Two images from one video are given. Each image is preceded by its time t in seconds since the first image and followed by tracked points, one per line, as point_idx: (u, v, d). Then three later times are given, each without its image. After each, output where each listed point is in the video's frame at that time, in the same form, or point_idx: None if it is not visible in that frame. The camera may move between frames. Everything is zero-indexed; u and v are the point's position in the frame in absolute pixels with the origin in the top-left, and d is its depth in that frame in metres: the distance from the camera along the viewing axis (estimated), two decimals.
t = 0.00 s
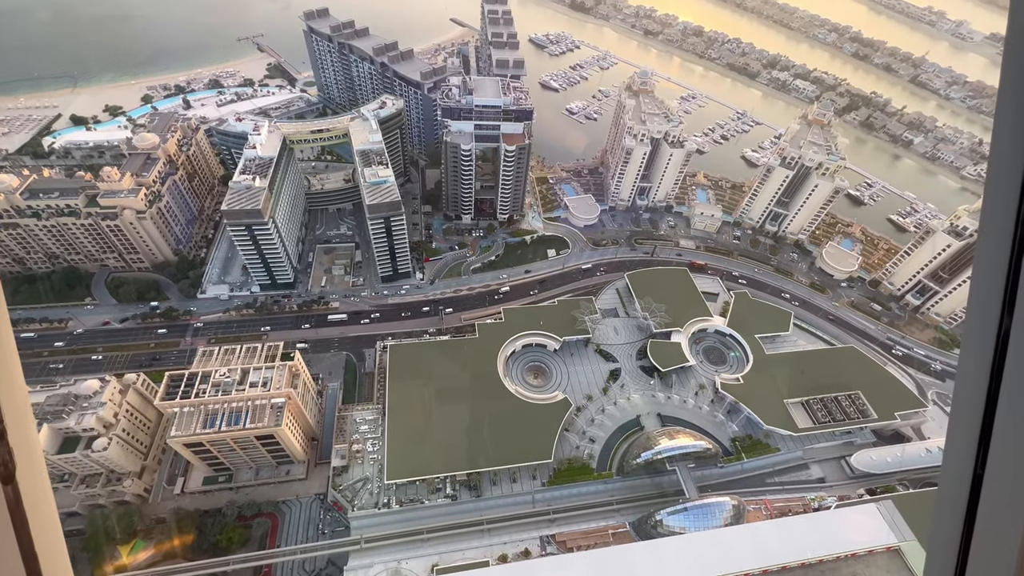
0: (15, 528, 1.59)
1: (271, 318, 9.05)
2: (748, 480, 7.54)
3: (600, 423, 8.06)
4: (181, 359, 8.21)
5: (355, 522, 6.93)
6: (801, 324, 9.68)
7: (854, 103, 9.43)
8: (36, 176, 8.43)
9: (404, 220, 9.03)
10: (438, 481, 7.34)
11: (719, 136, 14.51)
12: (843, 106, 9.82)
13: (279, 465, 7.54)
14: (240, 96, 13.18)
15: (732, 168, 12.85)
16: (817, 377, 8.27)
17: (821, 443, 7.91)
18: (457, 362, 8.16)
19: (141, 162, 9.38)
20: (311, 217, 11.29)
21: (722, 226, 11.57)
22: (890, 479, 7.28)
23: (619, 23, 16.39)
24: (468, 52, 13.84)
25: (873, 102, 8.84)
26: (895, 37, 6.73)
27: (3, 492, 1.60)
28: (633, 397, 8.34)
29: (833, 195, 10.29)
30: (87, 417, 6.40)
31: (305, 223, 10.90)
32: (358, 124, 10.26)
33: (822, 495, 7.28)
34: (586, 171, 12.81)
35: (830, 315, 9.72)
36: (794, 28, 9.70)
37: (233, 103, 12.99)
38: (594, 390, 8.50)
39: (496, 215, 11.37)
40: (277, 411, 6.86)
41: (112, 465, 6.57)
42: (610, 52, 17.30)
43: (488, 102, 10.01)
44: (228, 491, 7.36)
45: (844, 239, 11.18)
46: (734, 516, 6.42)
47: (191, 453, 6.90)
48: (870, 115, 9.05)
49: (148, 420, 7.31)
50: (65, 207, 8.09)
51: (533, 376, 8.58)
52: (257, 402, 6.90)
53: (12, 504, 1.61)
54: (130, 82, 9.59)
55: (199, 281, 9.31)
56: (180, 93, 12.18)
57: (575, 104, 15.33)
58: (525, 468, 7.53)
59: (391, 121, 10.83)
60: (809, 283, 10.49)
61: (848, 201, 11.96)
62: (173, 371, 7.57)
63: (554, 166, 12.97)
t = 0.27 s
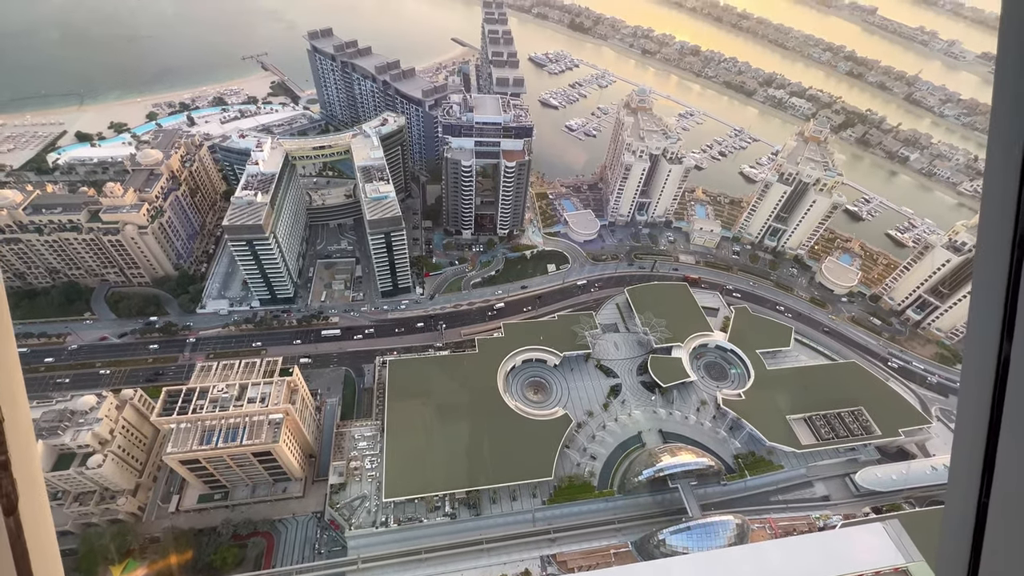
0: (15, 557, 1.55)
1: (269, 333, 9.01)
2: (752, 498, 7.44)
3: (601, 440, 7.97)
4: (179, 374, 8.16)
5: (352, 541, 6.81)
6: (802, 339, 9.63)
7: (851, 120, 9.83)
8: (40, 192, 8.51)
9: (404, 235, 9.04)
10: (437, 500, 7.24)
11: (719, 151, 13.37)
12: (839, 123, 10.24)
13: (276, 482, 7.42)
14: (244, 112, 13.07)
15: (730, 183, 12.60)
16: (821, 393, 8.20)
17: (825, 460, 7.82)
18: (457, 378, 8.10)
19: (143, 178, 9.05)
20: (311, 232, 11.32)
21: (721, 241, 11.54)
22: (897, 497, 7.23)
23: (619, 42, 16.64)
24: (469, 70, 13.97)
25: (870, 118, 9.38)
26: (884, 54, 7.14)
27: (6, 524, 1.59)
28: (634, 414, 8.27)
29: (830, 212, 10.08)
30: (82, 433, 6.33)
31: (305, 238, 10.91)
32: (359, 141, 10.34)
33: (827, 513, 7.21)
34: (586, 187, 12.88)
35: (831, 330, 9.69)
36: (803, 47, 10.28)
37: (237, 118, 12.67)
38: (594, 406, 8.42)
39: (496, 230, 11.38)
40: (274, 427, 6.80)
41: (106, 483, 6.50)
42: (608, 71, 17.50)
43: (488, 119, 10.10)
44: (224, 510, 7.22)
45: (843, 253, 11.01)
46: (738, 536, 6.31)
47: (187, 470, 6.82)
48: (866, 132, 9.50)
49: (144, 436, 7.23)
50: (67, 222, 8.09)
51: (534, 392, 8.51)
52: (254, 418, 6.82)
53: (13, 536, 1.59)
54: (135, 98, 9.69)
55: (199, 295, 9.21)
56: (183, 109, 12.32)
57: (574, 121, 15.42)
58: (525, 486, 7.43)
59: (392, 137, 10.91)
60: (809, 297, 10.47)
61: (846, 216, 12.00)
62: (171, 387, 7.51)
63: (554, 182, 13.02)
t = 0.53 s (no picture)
0: None
1: (268, 351, 8.97)
2: (757, 520, 7.32)
3: (603, 460, 7.86)
4: (177, 393, 8.11)
5: (350, 565, 6.69)
6: (804, 357, 9.57)
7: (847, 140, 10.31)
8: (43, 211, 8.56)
9: (404, 253, 9.04)
10: (436, 522, 7.13)
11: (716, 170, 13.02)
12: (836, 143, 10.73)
13: (272, 504, 7.28)
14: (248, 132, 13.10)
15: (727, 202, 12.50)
16: (824, 412, 8.13)
17: (831, 480, 7.71)
18: (456, 397, 8.05)
19: (147, 197, 9.08)
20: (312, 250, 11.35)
21: (721, 259, 11.56)
22: (905, 519, 7.15)
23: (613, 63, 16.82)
24: (470, 91, 14.14)
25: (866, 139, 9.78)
26: (875, 75, 7.64)
27: (7, 562, 1.61)
28: (635, 433, 8.17)
29: (829, 229, 10.15)
30: (76, 453, 6.25)
31: (306, 256, 10.93)
32: (361, 161, 10.38)
33: (834, 536, 7.10)
34: (585, 206, 12.96)
35: (832, 348, 9.64)
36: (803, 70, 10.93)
37: (240, 139, 12.66)
38: (595, 426, 8.33)
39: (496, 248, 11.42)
40: (271, 447, 6.73)
41: (99, 504, 6.40)
42: (607, 93, 17.66)
43: (488, 140, 10.19)
44: (219, 532, 7.09)
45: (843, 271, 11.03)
46: (743, 559, 6.20)
47: (182, 492, 6.71)
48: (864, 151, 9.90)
49: (139, 457, 7.15)
50: (69, 240, 8.18)
51: (534, 411, 8.43)
52: (251, 438, 6.75)
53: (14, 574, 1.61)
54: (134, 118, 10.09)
55: (199, 313, 9.15)
56: (188, 130, 12.47)
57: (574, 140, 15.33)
58: (526, 508, 7.31)
59: (393, 157, 11.02)
60: (810, 315, 10.44)
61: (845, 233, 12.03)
62: (168, 406, 7.46)
63: (554, 200, 13.09)
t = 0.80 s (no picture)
0: None
1: (268, 372, 8.91)
2: (766, 546, 7.15)
3: (605, 483, 7.73)
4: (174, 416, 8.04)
5: None
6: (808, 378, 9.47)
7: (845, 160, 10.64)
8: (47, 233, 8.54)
9: (405, 274, 9.04)
10: (435, 549, 6.99)
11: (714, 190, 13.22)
12: (833, 165, 11.16)
13: (268, 530, 7.16)
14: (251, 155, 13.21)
15: (726, 221, 12.49)
16: (829, 434, 8.04)
17: (839, 504, 7.57)
18: (456, 418, 7.98)
19: (150, 220, 8.97)
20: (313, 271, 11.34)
21: (721, 279, 11.56)
22: (918, 545, 6.94)
23: (612, 87, 17.12)
24: (471, 114, 14.22)
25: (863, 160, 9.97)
26: (868, 96, 7.94)
27: None
28: (638, 456, 8.06)
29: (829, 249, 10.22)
30: (70, 477, 6.18)
31: (307, 276, 10.94)
32: (363, 182, 10.42)
33: (845, 562, 6.91)
34: (586, 226, 13.00)
35: (836, 368, 9.55)
36: (799, 93, 11.24)
37: (244, 161, 12.70)
38: (597, 448, 8.20)
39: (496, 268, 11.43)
40: (268, 470, 6.62)
41: (91, 530, 6.29)
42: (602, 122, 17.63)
43: (490, 161, 10.18)
44: (212, 559, 6.93)
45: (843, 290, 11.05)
46: None
47: (176, 517, 6.58)
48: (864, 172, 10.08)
49: (134, 481, 7.05)
50: (72, 261, 8.14)
51: (536, 433, 8.31)
52: (248, 461, 6.66)
53: None
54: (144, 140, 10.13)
55: (199, 334, 9.13)
56: (194, 153, 12.61)
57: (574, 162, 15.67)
58: (527, 533, 7.15)
59: (395, 178, 11.13)
60: (813, 335, 10.38)
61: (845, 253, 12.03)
62: (165, 429, 7.39)
63: (554, 221, 13.14)
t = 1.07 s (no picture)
0: None
1: (266, 399, 8.80)
2: None
3: (609, 514, 7.54)
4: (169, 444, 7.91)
5: None
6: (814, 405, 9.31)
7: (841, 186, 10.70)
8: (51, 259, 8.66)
9: (406, 299, 9.02)
10: None
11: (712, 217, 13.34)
12: (831, 191, 11.26)
13: (262, 563, 6.95)
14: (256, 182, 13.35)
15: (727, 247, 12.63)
16: (838, 462, 7.88)
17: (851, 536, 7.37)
18: (456, 447, 7.85)
19: (154, 245, 9.18)
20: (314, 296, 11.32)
21: (723, 303, 11.51)
22: None
23: (609, 116, 16.88)
24: (473, 142, 14.40)
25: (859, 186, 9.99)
26: (860, 124, 8.05)
27: None
28: (643, 485, 7.89)
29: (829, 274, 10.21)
30: (61, 508, 6.05)
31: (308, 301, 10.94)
32: (366, 210, 10.51)
33: None
34: (586, 251, 13.03)
35: (841, 394, 9.43)
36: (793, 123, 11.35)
37: (249, 188, 12.82)
38: (601, 477, 8.04)
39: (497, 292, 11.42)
40: (264, 500, 6.49)
41: (79, 564, 6.10)
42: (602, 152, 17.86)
43: (491, 187, 10.22)
44: None
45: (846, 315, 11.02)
46: None
47: (167, 550, 6.40)
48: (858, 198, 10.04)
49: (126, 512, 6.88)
50: (74, 287, 8.20)
51: (538, 462, 8.16)
52: (244, 491, 6.53)
53: None
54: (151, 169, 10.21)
55: (197, 360, 9.10)
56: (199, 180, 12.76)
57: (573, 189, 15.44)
58: (529, 567, 6.93)
59: (398, 205, 11.12)
60: (816, 360, 10.29)
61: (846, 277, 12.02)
62: (159, 457, 7.26)
63: (555, 246, 13.17)
